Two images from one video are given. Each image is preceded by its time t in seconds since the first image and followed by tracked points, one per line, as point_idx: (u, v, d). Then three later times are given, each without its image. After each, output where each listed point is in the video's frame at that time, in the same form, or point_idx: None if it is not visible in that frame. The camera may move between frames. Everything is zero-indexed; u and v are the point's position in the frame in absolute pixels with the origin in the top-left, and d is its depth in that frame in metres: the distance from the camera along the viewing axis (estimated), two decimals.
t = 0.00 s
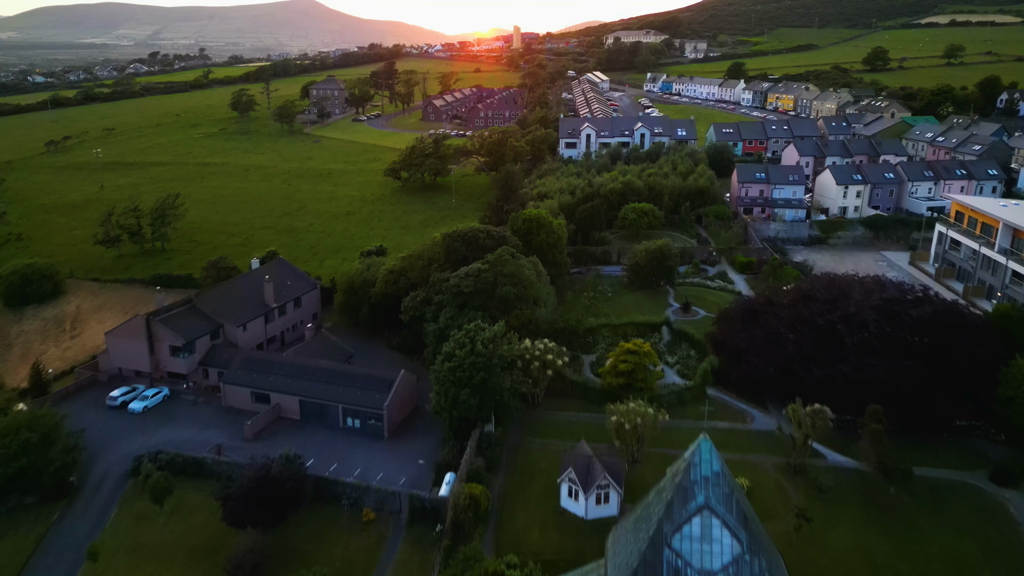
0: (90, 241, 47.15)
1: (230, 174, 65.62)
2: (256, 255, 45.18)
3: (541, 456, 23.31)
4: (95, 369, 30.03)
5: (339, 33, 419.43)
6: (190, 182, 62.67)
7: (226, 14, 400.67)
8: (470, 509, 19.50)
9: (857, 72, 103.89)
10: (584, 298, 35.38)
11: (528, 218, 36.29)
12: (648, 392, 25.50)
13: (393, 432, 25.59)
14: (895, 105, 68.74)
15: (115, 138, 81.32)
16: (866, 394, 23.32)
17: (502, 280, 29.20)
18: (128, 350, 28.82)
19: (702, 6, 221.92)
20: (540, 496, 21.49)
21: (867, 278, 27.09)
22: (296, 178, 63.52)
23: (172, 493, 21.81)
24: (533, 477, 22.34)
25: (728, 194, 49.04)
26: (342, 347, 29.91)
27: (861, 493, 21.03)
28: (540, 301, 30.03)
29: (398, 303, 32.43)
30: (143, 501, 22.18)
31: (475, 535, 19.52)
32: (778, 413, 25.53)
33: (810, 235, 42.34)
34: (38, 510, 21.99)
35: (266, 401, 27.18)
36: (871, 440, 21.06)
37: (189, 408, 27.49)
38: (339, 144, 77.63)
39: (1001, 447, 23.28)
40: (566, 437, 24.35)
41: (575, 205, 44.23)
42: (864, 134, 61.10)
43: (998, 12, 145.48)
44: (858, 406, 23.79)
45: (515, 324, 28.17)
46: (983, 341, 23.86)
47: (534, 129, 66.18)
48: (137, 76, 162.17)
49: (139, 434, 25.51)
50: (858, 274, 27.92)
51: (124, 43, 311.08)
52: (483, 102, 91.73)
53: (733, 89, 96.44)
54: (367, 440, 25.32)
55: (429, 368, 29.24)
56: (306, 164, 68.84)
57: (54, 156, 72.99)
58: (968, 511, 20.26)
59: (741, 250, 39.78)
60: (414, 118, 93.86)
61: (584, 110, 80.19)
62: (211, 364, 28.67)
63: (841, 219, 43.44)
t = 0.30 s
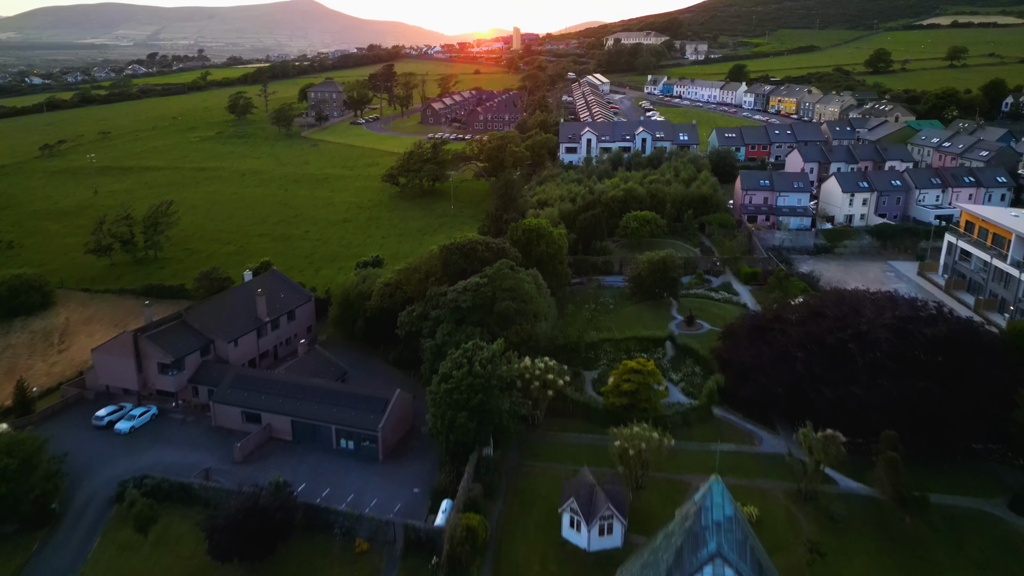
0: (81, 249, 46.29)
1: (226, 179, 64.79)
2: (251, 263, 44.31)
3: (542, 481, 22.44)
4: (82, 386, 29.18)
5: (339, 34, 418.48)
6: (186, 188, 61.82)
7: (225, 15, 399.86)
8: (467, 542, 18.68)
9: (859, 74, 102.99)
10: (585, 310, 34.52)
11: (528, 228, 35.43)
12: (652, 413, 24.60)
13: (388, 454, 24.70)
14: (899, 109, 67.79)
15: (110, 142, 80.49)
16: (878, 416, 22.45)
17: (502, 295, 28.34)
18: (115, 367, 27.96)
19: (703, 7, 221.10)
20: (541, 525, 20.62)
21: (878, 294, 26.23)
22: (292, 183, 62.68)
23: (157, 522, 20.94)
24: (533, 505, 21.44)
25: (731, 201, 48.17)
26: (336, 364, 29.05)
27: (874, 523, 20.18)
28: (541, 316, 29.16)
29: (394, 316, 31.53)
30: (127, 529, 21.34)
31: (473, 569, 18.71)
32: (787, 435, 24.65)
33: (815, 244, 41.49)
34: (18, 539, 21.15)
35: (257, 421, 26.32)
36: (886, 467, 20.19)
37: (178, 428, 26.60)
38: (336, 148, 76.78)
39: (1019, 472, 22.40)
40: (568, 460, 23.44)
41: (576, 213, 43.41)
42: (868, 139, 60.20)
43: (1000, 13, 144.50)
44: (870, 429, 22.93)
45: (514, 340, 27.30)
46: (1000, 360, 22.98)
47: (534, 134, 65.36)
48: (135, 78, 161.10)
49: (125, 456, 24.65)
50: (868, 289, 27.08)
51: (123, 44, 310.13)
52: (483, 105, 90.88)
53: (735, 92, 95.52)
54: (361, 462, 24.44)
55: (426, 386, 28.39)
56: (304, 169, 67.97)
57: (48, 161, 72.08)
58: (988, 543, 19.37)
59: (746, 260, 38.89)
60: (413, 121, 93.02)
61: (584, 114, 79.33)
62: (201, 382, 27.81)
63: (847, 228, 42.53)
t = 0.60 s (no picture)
0: (73, 257, 45.41)
1: (222, 184, 63.90)
2: (245, 272, 43.43)
3: (542, 508, 21.57)
4: (67, 404, 28.30)
5: (338, 34, 417.58)
6: (181, 193, 60.89)
7: (225, 15, 398.84)
8: None
9: (861, 76, 102.17)
10: (586, 323, 33.66)
11: (528, 239, 34.55)
12: (656, 435, 23.72)
13: (382, 478, 23.83)
14: (903, 113, 66.97)
15: (106, 146, 79.54)
16: (893, 441, 21.60)
17: (501, 310, 27.46)
18: (102, 385, 27.09)
19: (704, 8, 220.19)
20: (541, 556, 19.71)
21: (890, 312, 25.39)
22: (289, 189, 61.82)
23: (141, 552, 20.07)
24: (533, 534, 20.56)
25: (735, 209, 47.32)
26: (330, 381, 28.16)
27: (889, 555, 19.33)
28: (541, 331, 28.28)
29: (390, 331, 30.66)
30: (110, 560, 20.47)
31: None
32: (796, 458, 23.79)
33: (821, 253, 40.61)
34: None
35: (248, 441, 25.45)
36: (901, 496, 19.34)
37: (166, 449, 25.74)
38: (334, 152, 75.91)
39: None
40: (569, 485, 22.55)
41: (577, 221, 42.56)
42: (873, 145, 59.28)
43: (1003, 14, 143.51)
44: (884, 454, 22.09)
45: (513, 358, 26.43)
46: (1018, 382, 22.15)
47: (534, 139, 64.51)
48: (132, 79, 160.06)
49: (110, 480, 23.79)
50: (879, 306, 26.26)
51: (122, 45, 309.16)
52: (482, 109, 90.02)
53: (736, 94, 94.66)
54: (354, 486, 23.57)
55: (422, 404, 27.53)
56: (300, 174, 67.06)
57: (42, 165, 71.18)
58: None
59: (751, 270, 38.05)
60: (412, 124, 92.12)
61: (585, 117, 78.43)
62: (190, 401, 26.95)
63: (853, 236, 41.66)
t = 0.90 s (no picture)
0: (64, 266, 44.50)
1: (217, 190, 62.97)
2: (239, 282, 42.54)
3: (543, 537, 20.67)
4: (53, 424, 27.46)
5: (338, 34, 416.55)
6: (175, 199, 59.96)
7: (224, 15, 397.86)
8: None
9: (864, 79, 101.40)
10: (587, 337, 32.78)
11: (528, 250, 33.70)
12: (661, 459, 22.82)
13: (376, 504, 22.96)
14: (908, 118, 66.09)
15: (101, 149, 78.60)
16: (908, 469, 20.74)
17: (500, 327, 26.57)
18: (87, 405, 26.24)
19: (704, 9, 219.45)
20: None
21: (903, 331, 24.53)
22: (285, 194, 60.94)
23: None
24: (533, 566, 19.65)
25: (739, 216, 46.44)
26: (323, 401, 27.27)
27: None
28: (541, 348, 27.39)
29: (386, 347, 29.74)
30: None
31: None
32: (806, 484, 22.93)
33: (828, 263, 39.77)
34: None
35: (237, 464, 24.57)
36: (918, 530, 18.51)
37: (153, 472, 24.88)
38: (332, 156, 75.06)
39: None
40: (571, 513, 21.65)
41: (578, 230, 41.69)
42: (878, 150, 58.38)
43: (1005, 15, 142.60)
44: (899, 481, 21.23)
45: (513, 377, 25.52)
46: None
47: (534, 144, 63.65)
48: (130, 81, 159.14)
49: (94, 507, 22.92)
50: (891, 324, 25.40)
51: (121, 45, 308.41)
52: (482, 112, 89.17)
53: (738, 97, 93.80)
54: (347, 514, 22.69)
55: (419, 424, 26.64)
56: (297, 179, 66.14)
57: (36, 169, 70.22)
58: None
59: (756, 282, 37.18)
60: (411, 128, 91.26)
61: (585, 121, 77.59)
62: (178, 421, 26.08)
63: (860, 246, 40.79)
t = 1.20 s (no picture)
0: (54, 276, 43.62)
1: (212, 196, 62.07)
2: (232, 292, 41.62)
3: (543, 569, 19.79)
4: (37, 445, 26.58)
5: (337, 35, 416.08)
6: (169, 206, 59.03)
7: (224, 15, 397.34)
8: None
9: (866, 82, 100.61)
10: (589, 352, 31.91)
11: (528, 263, 32.86)
12: (666, 486, 21.95)
13: (370, 533, 22.07)
14: (912, 122, 65.30)
15: (96, 154, 77.68)
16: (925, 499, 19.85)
17: (499, 345, 25.67)
18: (72, 426, 25.38)
19: (704, 10, 218.84)
20: None
21: (916, 352, 23.66)
22: (282, 200, 60.06)
23: None
24: None
25: (743, 225, 45.54)
26: (316, 421, 26.40)
27: None
28: (541, 367, 26.49)
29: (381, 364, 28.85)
30: None
31: None
32: (817, 512, 22.08)
33: (834, 274, 38.90)
34: None
35: (225, 490, 23.67)
36: (938, 568, 17.66)
37: (138, 498, 23.98)
38: (330, 160, 74.25)
39: None
40: (572, 544, 20.76)
41: (579, 239, 40.81)
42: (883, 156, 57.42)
43: (1008, 16, 141.79)
44: (915, 512, 20.34)
45: (511, 399, 24.63)
46: None
47: (533, 149, 62.77)
48: (128, 82, 158.07)
49: (77, 537, 22.03)
50: (903, 343, 24.51)
51: (120, 45, 307.40)
52: (481, 116, 88.33)
53: (740, 100, 92.93)
54: (340, 543, 21.81)
55: (415, 447, 25.74)
56: (294, 184, 65.23)
57: (30, 174, 69.34)
58: None
59: (761, 294, 36.31)
60: (409, 131, 90.38)
61: (586, 125, 76.73)
62: (166, 443, 25.21)
63: (867, 256, 39.91)
